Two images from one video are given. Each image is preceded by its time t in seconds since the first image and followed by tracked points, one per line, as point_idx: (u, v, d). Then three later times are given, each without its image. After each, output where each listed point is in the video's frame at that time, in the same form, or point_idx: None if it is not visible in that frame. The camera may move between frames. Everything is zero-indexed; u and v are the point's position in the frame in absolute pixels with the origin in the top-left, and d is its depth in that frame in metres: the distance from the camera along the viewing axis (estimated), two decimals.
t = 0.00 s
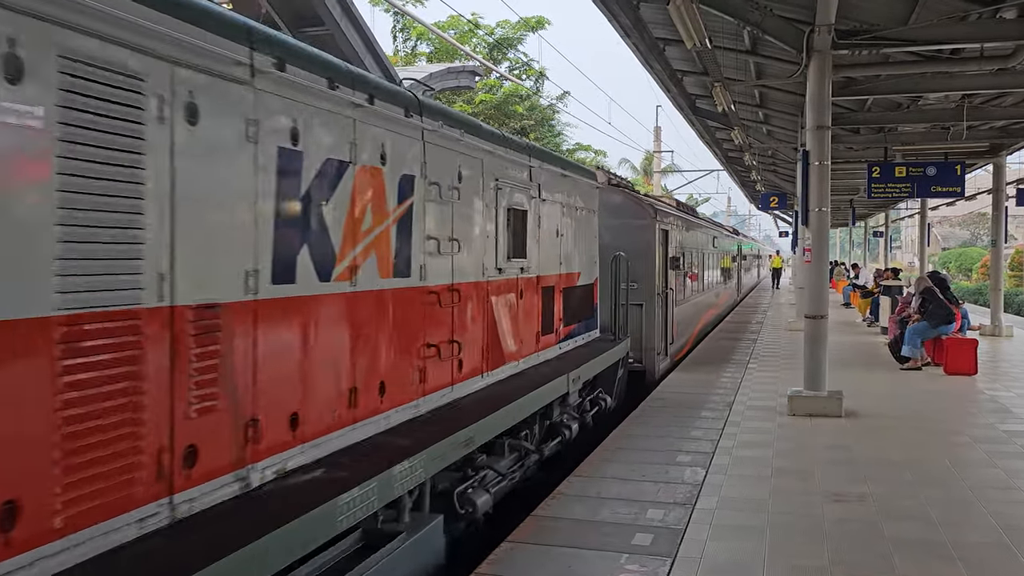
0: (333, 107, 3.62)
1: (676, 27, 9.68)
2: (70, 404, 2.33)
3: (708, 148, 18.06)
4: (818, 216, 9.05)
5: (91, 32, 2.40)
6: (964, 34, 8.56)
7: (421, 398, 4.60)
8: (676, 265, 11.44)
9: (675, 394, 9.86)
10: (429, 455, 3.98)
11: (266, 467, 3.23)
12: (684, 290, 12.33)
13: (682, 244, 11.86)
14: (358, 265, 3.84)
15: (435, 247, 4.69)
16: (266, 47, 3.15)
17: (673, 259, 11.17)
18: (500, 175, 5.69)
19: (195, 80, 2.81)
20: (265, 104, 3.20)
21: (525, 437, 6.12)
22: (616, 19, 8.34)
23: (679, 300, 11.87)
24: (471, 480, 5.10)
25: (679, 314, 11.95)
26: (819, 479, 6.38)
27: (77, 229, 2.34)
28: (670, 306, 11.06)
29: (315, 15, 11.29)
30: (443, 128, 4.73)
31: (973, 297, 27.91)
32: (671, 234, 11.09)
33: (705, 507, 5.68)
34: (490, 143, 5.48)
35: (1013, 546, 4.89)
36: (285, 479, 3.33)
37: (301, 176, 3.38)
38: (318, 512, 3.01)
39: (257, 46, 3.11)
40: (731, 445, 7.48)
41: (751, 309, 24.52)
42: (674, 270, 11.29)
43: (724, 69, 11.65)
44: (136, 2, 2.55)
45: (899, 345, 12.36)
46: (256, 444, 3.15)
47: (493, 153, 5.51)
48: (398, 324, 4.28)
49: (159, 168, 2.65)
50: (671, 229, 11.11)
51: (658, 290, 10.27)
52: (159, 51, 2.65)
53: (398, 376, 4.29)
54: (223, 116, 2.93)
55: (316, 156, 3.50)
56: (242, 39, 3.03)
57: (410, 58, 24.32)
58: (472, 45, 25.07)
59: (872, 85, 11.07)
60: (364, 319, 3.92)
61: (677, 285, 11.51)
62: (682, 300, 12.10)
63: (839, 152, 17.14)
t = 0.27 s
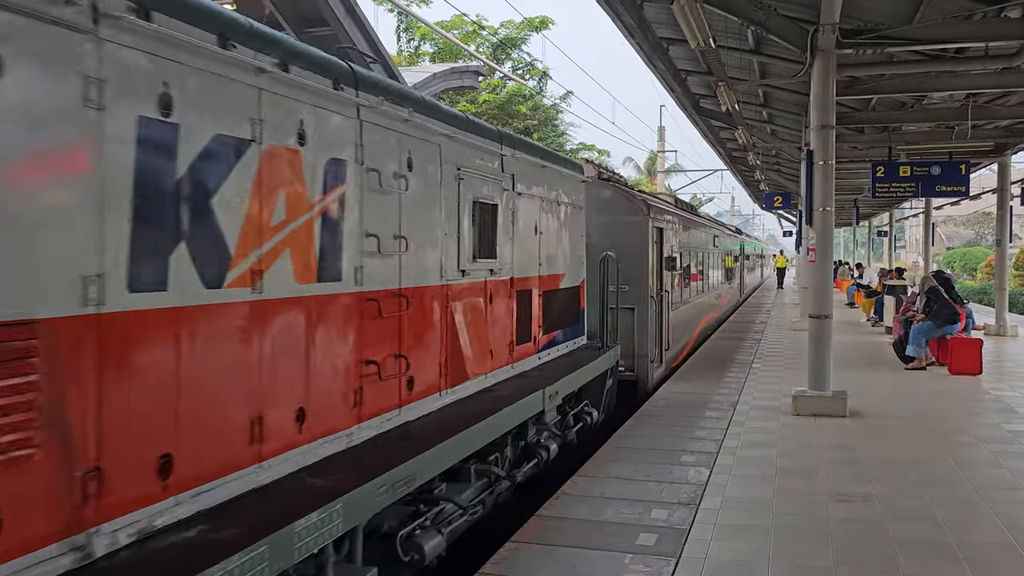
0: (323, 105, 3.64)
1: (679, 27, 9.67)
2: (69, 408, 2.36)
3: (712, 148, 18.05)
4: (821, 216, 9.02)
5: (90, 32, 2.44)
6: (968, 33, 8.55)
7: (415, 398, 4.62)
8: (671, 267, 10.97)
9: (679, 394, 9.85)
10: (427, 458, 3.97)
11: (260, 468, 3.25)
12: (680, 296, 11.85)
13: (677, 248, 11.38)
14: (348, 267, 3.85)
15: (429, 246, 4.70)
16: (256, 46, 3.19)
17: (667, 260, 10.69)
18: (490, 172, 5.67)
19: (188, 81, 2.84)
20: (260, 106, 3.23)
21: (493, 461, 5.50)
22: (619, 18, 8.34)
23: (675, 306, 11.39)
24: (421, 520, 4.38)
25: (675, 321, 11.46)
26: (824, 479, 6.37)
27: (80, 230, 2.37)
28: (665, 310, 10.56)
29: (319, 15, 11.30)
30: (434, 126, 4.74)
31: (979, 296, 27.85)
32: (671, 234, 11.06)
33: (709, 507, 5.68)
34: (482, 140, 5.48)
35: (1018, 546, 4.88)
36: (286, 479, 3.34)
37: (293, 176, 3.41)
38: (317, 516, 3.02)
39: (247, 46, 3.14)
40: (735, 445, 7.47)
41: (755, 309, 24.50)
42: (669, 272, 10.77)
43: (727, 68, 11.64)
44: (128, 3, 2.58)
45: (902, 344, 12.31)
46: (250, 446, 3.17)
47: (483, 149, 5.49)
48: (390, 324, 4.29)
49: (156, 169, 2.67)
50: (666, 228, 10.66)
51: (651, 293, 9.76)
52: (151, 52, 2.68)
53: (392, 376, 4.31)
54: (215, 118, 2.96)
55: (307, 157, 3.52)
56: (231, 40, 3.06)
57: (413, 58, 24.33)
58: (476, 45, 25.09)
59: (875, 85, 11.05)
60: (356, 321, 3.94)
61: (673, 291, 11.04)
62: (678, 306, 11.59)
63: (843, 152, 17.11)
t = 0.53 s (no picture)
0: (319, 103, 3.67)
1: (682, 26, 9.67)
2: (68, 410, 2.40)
3: (715, 147, 18.04)
4: (826, 216, 8.99)
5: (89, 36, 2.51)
6: (972, 32, 8.54)
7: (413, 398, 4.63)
8: (664, 269, 10.38)
9: (682, 394, 9.84)
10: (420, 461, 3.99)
11: (254, 470, 3.27)
12: (674, 299, 11.26)
13: (670, 248, 10.80)
14: (302, 268, 3.53)
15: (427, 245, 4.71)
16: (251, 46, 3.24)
17: (659, 262, 10.11)
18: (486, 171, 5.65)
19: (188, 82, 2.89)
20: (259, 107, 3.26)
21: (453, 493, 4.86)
22: (622, 18, 8.33)
23: (669, 310, 10.81)
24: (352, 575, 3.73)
25: (669, 325, 10.89)
26: (827, 479, 6.36)
27: (79, 231, 2.42)
28: (657, 314, 9.99)
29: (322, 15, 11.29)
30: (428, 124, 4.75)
31: (984, 295, 27.76)
32: (672, 233, 11.01)
33: (712, 507, 5.67)
34: (475, 138, 5.43)
35: None
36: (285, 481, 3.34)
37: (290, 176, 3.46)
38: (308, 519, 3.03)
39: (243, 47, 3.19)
40: (739, 445, 7.46)
41: (758, 309, 24.47)
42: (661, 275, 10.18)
43: (730, 67, 11.63)
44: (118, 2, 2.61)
45: (906, 344, 12.28)
46: (249, 446, 3.22)
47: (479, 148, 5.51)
48: (386, 327, 4.30)
49: (155, 173, 2.73)
50: (659, 228, 10.10)
51: (641, 296, 9.21)
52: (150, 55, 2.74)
53: (390, 377, 4.34)
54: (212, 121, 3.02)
55: (303, 156, 3.56)
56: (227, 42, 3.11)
57: (416, 58, 24.31)
58: (479, 45, 25.09)
59: (879, 84, 11.02)
60: (353, 322, 3.97)
61: (666, 293, 10.48)
62: (672, 310, 11.01)
63: (846, 151, 17.09)
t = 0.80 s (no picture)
0: (331, 105, 3.65)
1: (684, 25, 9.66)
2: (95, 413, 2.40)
3: (717, 147, 18.04)
4: (828, 215, 8.98)
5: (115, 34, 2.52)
6: (975, 31, 8.53)
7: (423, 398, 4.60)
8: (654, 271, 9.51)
9: (685, 394, 9.84)
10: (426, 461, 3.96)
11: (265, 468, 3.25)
12: (666, 303, 10.35)
13: (661, 248, 9.90)
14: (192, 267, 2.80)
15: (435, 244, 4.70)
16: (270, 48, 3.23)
17: (650, 263, 9.20)
18: (492, 172, 5.61)
19: (206, 81, 2.88)
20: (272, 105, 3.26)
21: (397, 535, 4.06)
22: (625, 17, 8.33)
23: (660, 315, 9.93)
24: None
25: (660, 331, 9.98)
26: (831, 479, 6.35)
27: (99, 229, 2.42)
28: (646, 320, 9.08)
29: (324, 15, 11.31)
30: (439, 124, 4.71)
31: (986, 294, 27.71)
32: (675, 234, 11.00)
33: (716, 507, 5.67)
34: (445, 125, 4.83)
35: None
36: (290, 479, 3.35)
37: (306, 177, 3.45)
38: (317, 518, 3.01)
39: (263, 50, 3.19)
40: (742, 444, 7.46)
41: (760, 308, 24.47)
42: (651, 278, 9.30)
43: (733, 66, 11.63)
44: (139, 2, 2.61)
45: (910, 344, 12.28)
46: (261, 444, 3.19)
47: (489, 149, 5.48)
48: (397, 325, 4.27)
49: (172, 173, 2.72)
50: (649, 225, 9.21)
51: (630, 301, 8.28)
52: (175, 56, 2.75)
53: (401, 376, 4.32)
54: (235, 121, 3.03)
55: (316, 159, 3.54)
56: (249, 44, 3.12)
57: (418, 57, 24.36)
58: (481, 44, 25.13)
59: (882, 82, 10.99)
60: (364, 319, 3.94)
61: (657, 297, 9.62)
62: (663, 315, 10.10)
63: (849, 150, 17.07)
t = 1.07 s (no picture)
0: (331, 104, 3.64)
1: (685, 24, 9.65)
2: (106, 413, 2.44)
3: (720, 146, 18.05)
4: (830, 215, 8.97)
5: (120, 35, 2.54)
6: (978, 29, 8.52)
7: (424, 398, 4.57)
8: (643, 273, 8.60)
9: (687, 393, 9.84)
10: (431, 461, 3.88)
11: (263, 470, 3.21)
12: (654, 308, 9.42)
13: (649, 248, 8.96)
14: None
15: (436, 245, 4.67)
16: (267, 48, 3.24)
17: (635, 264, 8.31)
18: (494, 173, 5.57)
19: (204, 81, 2.88)
20: (274, 104, 3.26)
21: None
22: (627, 17, 8.33)
23: (648, 322, 9.00)
24: None
25: (649, 338, 9.04)
26: (834, 478, 6.34)
27: (93, 230, 2.41)
28: (632, 327, 8.18)
29: (325, 15, 11.32)
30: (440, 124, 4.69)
31: (989, 293, 27.68)
32: (677, 233, 10.97)
33: (718, 506, 5.67)
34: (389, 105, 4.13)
35: None
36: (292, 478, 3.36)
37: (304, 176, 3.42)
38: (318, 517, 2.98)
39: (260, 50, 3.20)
40: (744, 443, 7.46)
41: (762, 307, 24.47)
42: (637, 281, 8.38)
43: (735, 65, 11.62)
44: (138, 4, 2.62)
45: (911, 343, 12.21)
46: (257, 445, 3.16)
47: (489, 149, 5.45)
48: (397, 325, 4.23)
49: (171, 176, 2.71)
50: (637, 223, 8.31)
51: (614, 306, 7.39)
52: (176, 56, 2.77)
53: (402, 378, 4.30)
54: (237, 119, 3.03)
55: (317, 159, 3.52)
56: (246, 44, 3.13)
57: (420, 57, 24.39)
58: (482, 44, 25.15)
59: (885, 82, 10.90)
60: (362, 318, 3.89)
61: (646, 301, 8.75)
62: (652, 321, 9.14)
63: (851, 149, 17.06)
